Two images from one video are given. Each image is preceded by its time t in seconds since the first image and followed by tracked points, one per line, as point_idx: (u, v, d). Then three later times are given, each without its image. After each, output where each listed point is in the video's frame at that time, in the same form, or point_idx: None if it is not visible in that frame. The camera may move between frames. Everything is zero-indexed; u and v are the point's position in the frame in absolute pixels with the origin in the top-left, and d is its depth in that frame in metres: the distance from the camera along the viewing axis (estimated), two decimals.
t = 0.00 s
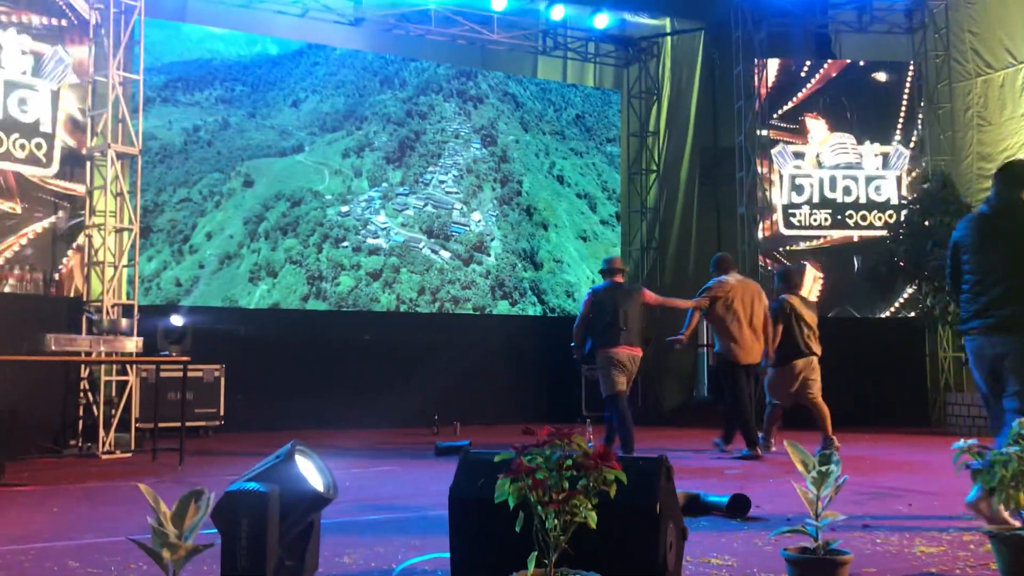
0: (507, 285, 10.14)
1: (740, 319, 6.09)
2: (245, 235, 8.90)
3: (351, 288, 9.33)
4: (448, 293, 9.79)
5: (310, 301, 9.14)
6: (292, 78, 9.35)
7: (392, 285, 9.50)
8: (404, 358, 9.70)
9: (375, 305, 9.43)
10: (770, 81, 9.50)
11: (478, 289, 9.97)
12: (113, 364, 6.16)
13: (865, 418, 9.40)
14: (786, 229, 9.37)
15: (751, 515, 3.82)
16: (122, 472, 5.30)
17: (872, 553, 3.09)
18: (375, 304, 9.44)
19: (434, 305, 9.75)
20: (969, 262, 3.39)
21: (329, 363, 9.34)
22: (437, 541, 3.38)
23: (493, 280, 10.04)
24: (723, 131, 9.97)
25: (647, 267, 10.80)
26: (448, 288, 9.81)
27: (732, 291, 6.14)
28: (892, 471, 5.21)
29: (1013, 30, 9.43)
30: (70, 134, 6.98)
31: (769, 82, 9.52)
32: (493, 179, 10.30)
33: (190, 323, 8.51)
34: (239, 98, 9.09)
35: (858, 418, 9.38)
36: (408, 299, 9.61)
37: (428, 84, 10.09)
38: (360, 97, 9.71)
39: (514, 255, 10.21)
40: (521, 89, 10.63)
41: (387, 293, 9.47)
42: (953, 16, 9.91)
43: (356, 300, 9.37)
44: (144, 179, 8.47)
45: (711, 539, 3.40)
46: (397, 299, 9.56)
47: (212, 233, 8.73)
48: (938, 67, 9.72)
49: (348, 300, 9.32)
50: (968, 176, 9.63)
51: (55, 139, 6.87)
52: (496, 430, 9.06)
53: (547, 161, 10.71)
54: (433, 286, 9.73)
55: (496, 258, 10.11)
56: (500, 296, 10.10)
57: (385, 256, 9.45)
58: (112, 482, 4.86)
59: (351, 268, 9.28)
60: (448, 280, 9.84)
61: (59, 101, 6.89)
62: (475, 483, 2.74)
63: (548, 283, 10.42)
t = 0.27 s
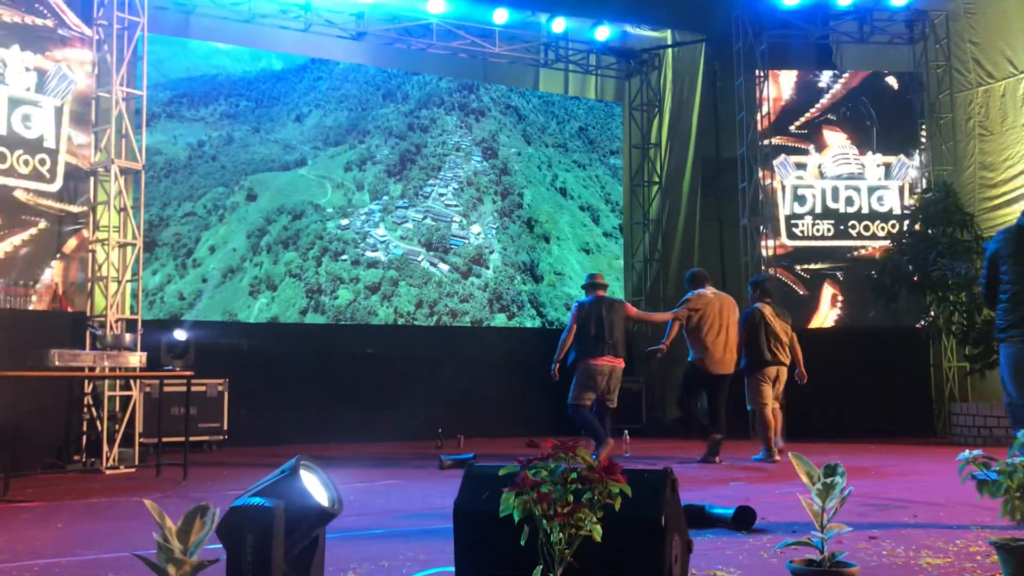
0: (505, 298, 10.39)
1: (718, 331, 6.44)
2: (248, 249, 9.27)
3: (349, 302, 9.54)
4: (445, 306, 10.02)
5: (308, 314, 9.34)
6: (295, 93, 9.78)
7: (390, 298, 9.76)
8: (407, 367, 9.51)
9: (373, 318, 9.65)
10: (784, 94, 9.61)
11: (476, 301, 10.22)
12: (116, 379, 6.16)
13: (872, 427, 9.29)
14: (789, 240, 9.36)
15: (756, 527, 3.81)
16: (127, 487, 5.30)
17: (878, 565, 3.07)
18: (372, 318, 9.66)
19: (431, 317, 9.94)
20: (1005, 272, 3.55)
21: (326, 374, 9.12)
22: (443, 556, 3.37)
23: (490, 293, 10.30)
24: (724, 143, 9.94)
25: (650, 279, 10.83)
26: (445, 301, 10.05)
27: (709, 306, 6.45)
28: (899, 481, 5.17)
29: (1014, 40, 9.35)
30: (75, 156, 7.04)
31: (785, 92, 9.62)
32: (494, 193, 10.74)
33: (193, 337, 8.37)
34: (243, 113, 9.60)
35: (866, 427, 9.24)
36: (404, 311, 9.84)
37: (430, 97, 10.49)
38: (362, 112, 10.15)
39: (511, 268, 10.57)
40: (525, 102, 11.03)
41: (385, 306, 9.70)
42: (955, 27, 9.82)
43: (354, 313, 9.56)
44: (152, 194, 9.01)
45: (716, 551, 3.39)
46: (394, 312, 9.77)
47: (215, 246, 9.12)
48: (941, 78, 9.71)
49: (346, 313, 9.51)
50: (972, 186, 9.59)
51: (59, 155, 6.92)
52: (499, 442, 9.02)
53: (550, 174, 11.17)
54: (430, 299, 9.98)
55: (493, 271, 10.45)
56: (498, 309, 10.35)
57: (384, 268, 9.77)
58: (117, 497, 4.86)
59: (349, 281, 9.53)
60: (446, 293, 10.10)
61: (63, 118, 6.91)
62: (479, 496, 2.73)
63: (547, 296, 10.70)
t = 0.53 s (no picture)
0: (502, 304, 10.47)
1: (699, 341, 6.79)
2: (253, 253, 9.41)
3: (349, 307, 9.65)
4: (444, 311, 10.14)
5: (307, 319, 9.46)
6: (301, 100, 9.80)
7: (390, 303, 9.85)
8: (415, 369, 9.34)
9: (372, 323, 9.75)
10: (800, 100, 9.65)
11: (474, 307, 10.32)
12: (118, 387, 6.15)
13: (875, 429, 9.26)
14: (790, 243, 9.37)
15: (760, 531, 3.81)
16: (129, 494, 5.30)
17: (882, 568, 3.07)
18: (372, 323, 9.76)
19: (429, 322, 10.07)
20: None
21: (333, 378, 8.98)
22: (445, 561, 3.37)
23: (488, 299, 10.40)
24: (725, 147, 9.99)
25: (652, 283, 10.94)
26: (444, 307, 10.17)
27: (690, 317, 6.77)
28: (902, 485, 5.16)
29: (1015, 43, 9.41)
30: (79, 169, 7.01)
31: (800, 99, 9.66)
32: (496, 199, 10.74)
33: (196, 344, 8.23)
34: (251, 120, 9.61)
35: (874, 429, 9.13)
36: (404, 318, 9.90)
37: (434, 103, 10.53)
38: (367, 118, 10.20)
39: (510, 273, 10.61)
40: (529, 107, 10.97)
41: (384, 312, 9.80)
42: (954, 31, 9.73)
43: (354, 318, 9.66)
44: (161, 200, 9.07)
45: (720, 556, 3.39)
46: (393, 318, 9.88)
47: (221, 252, 9.24)
48: (940, 80, 9.68)
49: (345, 319, 9.62)
50: (972, 189, 9.58)
51: (61, 161, 6.90)
52: (501, 446, 9.02)
53: (554, 179, 11.15)
54: (428, 305, 10.10)
55: (493, 277, 10.50)
56: (496, 315, 10.44)
57: (384, 274, 9.85)
58: (120, 503, 4.87)
59: (349, 287, 9.62)
60: (445, 299, 10.22)
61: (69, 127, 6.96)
62: (483, 502, 2.74)
63: (547, 302, 10.72)
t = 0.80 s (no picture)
0: (504, 306, 10.73)
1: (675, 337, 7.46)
2: (258, 256, 9.80)
3: (351, 309, 9.86)
4: (445, 313, 10.36)
5: (311, 320, 9.74)
6: (306, 103, 10.17)
7: (391, 304, 10.04)
8: (419, 369, 9.35)
9: (374, 325, 9.92)
10: (812, 101, 9.65)
11: (476, 309, 10.55)
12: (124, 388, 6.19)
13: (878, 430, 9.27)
14: (793, 244, 9.38)
15: (764, 532, 3.82)
16: (134, 496, 5.32)
17: (886, 570, 3.07)
18: (374, 324, 9.94)
19: (430, 324, 10.29)
20: None
21: (336, 380, 8.99)
22: (449, 562, 3.38)
23: (490, 301, 10.64)
24: (728, 148, 9.98)
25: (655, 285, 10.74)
26: (445, 309, 10.38)
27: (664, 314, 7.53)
28: (905, 486, 5.16)
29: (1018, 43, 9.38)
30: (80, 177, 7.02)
31: (812, 100, 9.66)
32: (499, 200, 11.13)
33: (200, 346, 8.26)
34: (256, 122, 10.08)
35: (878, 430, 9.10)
36: (406, 319, 10.14)
37: (438, 106, 10.80)
38: (372, 120, 10.60)
39: (512, 275, 10.87)
40: (534, 109, 11.21)
41: (385, 314, 9.99)
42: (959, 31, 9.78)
43: (356, 319, 9.87)
44: (168, 203, 9.51)
45: (724, 557, 3.39)
46: (395, 319, 10.07)
47: (227, 254, 9.65)
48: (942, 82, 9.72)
49: (348, 320, 9.84)
50: (976, 190, 9.59)
51: (66, 164, 6.92)
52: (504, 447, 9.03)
53: (558, 180, 11.56)
54: (431, 306, 10.31)
55: (495, 279, 10.75)
56: (498, 317, 10.68)
57: (386, 275, 10.09)
58: (125, 505, 4.88)
59: (352, 288, 9.86)
60: (447, 300, 10.44)
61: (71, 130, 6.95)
62: (487, 503, 2.74)
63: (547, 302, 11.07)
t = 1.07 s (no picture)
0: (503, 308, 10.35)
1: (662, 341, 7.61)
2: (266, 255, 9.41)
3: (352, 307, 9.68)
4: (446, 314, 10.06)
5: (313, 320, 9.52)
6: (317, 104, 9.86)
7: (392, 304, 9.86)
8: (423, 369, 9.36)
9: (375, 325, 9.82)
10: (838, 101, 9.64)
11: (476, 310, 10.24)
12: (128, 388, 6.19)
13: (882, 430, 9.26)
14: (797, 245, 9.38)
15: (768, 532, 3.81)
16: (138, 495, 5.31)
17: (890, 570, 3.07)
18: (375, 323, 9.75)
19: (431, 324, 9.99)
20: None
21: (340, 379, 9.00)
22: (452, 562, 3.38)
23: (488, 302, 10.32)
24: (732, 148, 10.08)
25: (658, 284, 10.85)
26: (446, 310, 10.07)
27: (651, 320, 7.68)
28: (909, 486, 5.15)
29: None
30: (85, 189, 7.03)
31: (839, 100, 9.66)
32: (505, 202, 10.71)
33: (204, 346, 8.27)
34: (268, 123, 9.71)
35: (884, 431, 9.12)
36: (405, 319, 9.89)
37: (445, 106, 10.53)
38: (380, 121, 10.22)
39: (514, 277, 10.49)
40: (542, 109, 10.98)
41: (387, 314, 9.83)
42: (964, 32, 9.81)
43: (357, 319, 9.65)
44: (180, 202, 9.18)
45: (728, 557, 3.39)
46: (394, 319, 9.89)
47: (237, 252, 9.30)
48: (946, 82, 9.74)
49: (349, 319, 9.65)
50: (981, 190, 9.61)
51: (71, 165, 6.93)
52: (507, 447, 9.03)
53: (566, 181, 11.04)
54: (430, 307, 10.05)
55: (496, 280, 10.44)
56: (497, 318, 10.31)
57: (388, 275, 9.88)
58: (129, 504, 4.88)
59: (354, 287, 9.63)
60: (448, 302, 10.14)
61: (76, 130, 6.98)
62: (491, 502, 2.74)
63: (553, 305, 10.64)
